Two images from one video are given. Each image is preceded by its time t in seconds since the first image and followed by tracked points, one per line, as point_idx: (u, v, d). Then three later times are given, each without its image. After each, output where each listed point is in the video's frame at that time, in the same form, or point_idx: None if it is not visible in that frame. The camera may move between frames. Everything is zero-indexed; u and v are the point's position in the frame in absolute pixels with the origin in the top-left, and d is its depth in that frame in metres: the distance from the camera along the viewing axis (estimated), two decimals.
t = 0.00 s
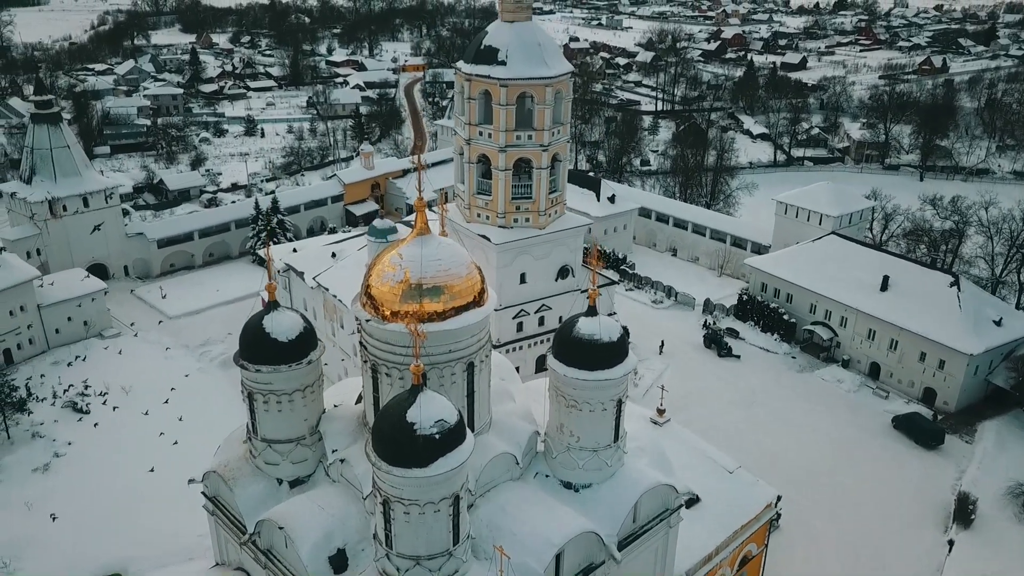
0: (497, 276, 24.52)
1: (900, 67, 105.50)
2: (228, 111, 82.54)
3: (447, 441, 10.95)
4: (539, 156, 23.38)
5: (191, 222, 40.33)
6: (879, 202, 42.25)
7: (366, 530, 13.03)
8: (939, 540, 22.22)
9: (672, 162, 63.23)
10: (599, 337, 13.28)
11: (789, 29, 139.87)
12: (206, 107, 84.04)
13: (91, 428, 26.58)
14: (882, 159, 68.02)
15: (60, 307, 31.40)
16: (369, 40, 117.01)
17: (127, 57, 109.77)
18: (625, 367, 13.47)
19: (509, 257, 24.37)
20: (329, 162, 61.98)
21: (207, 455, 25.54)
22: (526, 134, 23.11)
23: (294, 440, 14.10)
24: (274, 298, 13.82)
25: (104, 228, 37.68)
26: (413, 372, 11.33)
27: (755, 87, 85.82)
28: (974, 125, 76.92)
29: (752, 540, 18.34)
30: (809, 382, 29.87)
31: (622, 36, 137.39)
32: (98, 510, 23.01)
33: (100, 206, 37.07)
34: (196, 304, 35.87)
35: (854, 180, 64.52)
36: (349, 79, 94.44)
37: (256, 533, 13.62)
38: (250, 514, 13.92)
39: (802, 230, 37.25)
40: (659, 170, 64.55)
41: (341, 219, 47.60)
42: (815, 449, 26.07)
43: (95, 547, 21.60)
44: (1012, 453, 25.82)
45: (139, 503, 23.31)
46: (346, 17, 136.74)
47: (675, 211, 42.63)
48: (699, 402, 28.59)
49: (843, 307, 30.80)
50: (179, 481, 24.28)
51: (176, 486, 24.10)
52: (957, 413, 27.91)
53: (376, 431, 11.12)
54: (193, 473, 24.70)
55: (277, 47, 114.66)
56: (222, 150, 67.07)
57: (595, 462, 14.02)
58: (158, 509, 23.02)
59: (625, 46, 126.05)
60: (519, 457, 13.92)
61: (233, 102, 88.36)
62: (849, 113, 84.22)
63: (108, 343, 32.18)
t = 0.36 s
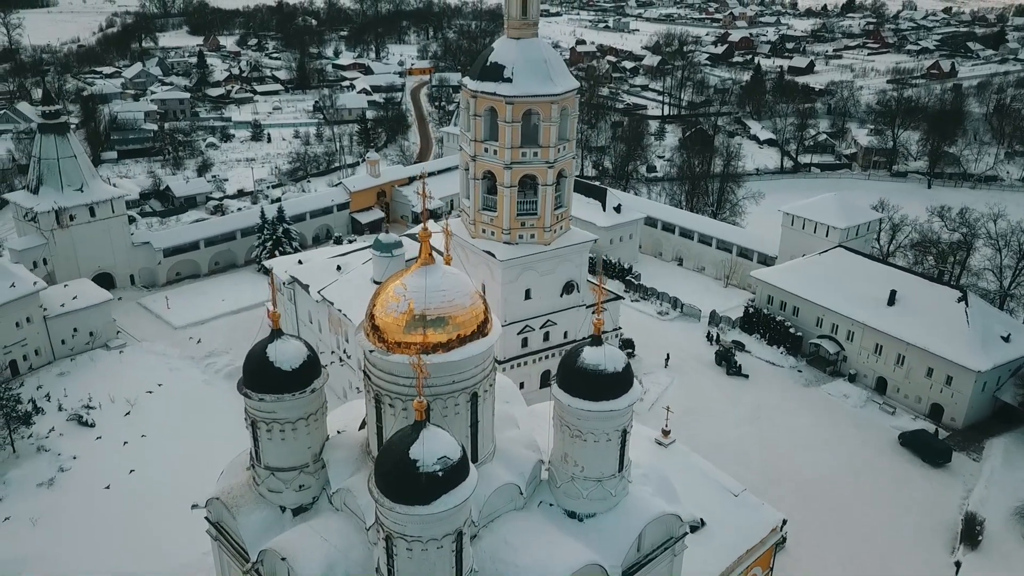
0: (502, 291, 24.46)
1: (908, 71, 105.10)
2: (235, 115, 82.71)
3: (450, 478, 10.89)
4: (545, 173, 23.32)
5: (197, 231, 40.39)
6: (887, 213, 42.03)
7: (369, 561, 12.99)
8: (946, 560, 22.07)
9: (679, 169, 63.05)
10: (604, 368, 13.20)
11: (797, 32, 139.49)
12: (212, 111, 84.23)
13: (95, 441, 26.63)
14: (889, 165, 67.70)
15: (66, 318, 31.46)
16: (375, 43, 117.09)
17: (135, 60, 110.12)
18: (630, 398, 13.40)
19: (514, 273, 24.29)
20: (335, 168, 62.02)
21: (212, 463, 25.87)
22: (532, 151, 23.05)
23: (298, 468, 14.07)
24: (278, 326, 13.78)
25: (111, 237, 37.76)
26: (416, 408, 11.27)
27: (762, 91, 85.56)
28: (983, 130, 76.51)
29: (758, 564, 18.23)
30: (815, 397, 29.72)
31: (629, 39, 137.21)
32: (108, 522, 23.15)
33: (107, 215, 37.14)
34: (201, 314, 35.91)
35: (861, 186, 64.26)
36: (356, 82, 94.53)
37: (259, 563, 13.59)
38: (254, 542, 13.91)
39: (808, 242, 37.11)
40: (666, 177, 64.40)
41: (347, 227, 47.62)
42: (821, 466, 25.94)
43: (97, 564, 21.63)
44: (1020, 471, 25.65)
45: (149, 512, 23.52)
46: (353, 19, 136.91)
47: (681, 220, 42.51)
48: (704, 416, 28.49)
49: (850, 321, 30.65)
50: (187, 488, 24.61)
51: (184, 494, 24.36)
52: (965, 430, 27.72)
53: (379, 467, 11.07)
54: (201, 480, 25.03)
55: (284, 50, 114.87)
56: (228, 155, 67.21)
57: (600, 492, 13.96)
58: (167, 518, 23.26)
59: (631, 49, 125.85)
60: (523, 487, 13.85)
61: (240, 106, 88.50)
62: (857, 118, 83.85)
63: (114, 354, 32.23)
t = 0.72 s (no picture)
0: (505, 306, 24.39)
1: (912, 75, 104.80)
2: (238, 120, 82.76)
3: (451, 512, 10.85)
4: (548, 188, 23.25)
5: (201, 239, 40.41)
6: (892, 222, 41.87)
7: None
8: None
9: (682, 175, 62.93)
10: (607, 396, 13.12)
11: (801, 35, 139.18)
12: (216, 115, 84.31)
13: (98, 455, 26.61)
14: (894, 171, 67.45)
15: (70, 328, 31.49)
16: (379, 46, 117.05)
17: (139, 63, 110.27)
18: (633, 426, 13.33)
19: (517, 288, 24.23)
20: (339, 174, 62.03)
21: (212, 470, 26.18)
22: (535, 166, 23.00)
23: (299, 494, 14.03)
24: (279, 352, 13.75)
25: (115, 246, 37.79)
26: (418, 440, 11.23)
27: (766, 95, 85.35)
28: (988, 136, 76.24)
29: None
30: (819, 410, 29.63)
31: (633, 42, 137.07)
32: (110, 537, 23.13)
33: (110, 224, 37.15)
34: (204, 324, 35.92)
35: (865, 193, 64.13)
36: (359, 86, 94.51)
37: None
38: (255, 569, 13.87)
39: (812, 252, 37.00)
40: (670, 183, 64.29)
41: (350, 234, 47.60)
42: (824, 481, 25.84)
43: None
44: None
45: (151, 526, 23.53)
46: (357, 21, 136.99)
47: (685, 229, 42.41)
48: (706, 429, 28.45)
49: (854, 334, 30.54)
50: (188, 499, 24.76)
51: (189, 496, 24.93)
52: (970, 445, 27.57)
53: (380, 499, 11.02)
54: (202, 485, 25.41)
55: (288, 53, 114.96)
56: (232, 160, 67.24)
57: (602, 520, 13.91)
58: (174, 521, 23.73)
59: (635, 52, 125.71)
60: (524, 514, 13.82)
61: (244, 110, 88.59)
62: (861, 123, 83.59)
63: (117, 365, 32.25)
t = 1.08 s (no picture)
0: (509, 323, 24.35)
1: (919, 80, 104.38)
2: (244, 124, 82.84)
3: (454, 550, 10.80)
4: (553, 206, 23.19)
5: (206, 248, 40.48)
6: (898, 233, 41.68)
7: None
8: None
9: (688, 181, 62.77)
10: (611, 428, 13.05)
11: (808, 37, 138.72)
12: (222, 120, 84.45)
13: (102, 468, 26.64)
14: (901, 178, 67.18)
15: (75, 339, 31.55)
16: (385, 49, 117.09)
17: (146, 66, 110.54)
18: (638, 458, 13.26)
19: (522, 305, 24.21)
20: (344, 180, 62.06)
21: (216, 484, 26.19)
22: (540, 184, 22.95)
23: (302, 523, 14.01)
24: (283, 380, 13.71)
25: (120, 256, 37.86)
26: (421, 477, 11.18)
27: (772, 100, 85.10)
28: (996, 142, 75.85)
29: None
30: (825, 425, 29.51)
31: (639, 45, 136.84)
32: (113, 552, 23.14)
33: (116, 234, 37.23)
34: (210, 334, 35.97)
35: (872, 200, 63.85)
36: (365, 90, 94.56)
37: None
38: None
39: (818, 264, 36.86)
40: (675, 189, 64.17)
41: (355, 242, 47.63)
42: (829, 498, 25.75)
43: None
44: None
45: (153, 542, 23.53)
46: (363, 24, 137.06)
47: (690, 239, 42.29)
48: (711, 444, 28.38)
49: (861, 348, 30.42)
50: (191, 513, 24.75)
51: (192, 509, 24.96)
52: (977, 462, 27.42)
53: (383, 537, 10.99)
54: (206, 500, 25.40)
55: (295, 56, 115.10)
56: (238, 165, 67.37)
57: (606, 550, 13.86)
58: (177, 536, 23.75)
59: (641, 55, 125.44)
60: (528, 544, 13.77)
61: (250, 114, 88.73)
62: (869, 128, 83.25)
63: (122, 376, 32.31)
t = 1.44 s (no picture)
0: (514, 340, 24.31)
1: (928, 85, 103.91)
2: (251, 128, 82.99)
3: None
4: (558, 224, 23.15)
5: (212, 258, 40.57)
6: (906, 245, 41.49)
7: None
8: None
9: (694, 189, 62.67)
10: (616, 461, 13.02)
11: (816, 41, 138.25)
12: (229, 124, 84.61)
13: (107, 482, 26.69)
14: (909, 185, 66.89)
15: (81, 351, 31.64)
16: (391, 52, 117.10)
17: (154, 69, 110.82)
18: (643, 491, 13.24)
19: (527, 322, 24.17)
20: (351, 186, 62.13)
21: (220, 498, 26.20)
22: (545, 202, 22.91)
23: (306, 552, 14.02)
24: (287, 411, 13.72)
25: (127, 265, 37.97)
26: (425, 516, 11.14)
27: (779, 105, 84.78)
28: (1004, 148, 75.42)
29: None
30: (831, 441, 29.40)
31: (646, 47, 136.61)
32: (117, 568, 23.18)
33: (122, 244, 37.34)
34: (215, 344, 36.03)
35: (879, 208, 63.62)
36: (372, 94, 94.61)
37: None
38: None
39: (825, 277, 36.71)
40: (682, 197, 64.05)
41: (361, 250, 47.65)
42: (835, 516, 25.64)
43: None
44: None
45: (157, 557, 23.54)
46: (370, 26, 137.14)
47: (696, 249, 42.17)
48: (716, 460, 28.30)
49: (867, 363, 30.29)
50: (195, 528, 24.76)
51: (196, 524, 24.98)
52: (984, 480, 27.26)
53: None
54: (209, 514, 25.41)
55: (301, 59, 115.22)
56: (244, 171, 67.49)
57: None
58: (181, 552, 23.76)
59: (648, 58, 125.18)
60: None
61: (257, 118, 88.89)
62: (876, 133, 82.91)
63: (128, 387, 32.39)
